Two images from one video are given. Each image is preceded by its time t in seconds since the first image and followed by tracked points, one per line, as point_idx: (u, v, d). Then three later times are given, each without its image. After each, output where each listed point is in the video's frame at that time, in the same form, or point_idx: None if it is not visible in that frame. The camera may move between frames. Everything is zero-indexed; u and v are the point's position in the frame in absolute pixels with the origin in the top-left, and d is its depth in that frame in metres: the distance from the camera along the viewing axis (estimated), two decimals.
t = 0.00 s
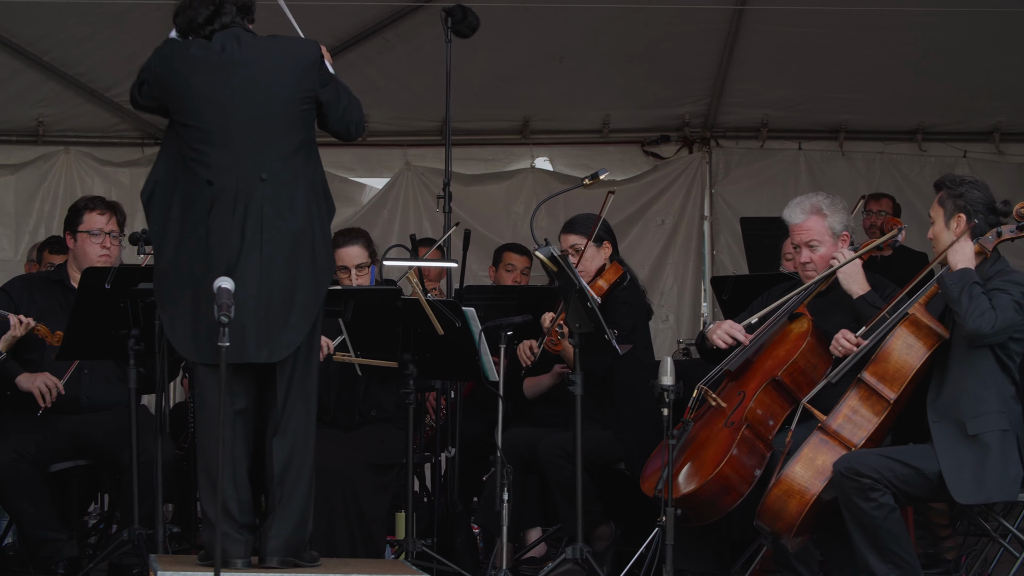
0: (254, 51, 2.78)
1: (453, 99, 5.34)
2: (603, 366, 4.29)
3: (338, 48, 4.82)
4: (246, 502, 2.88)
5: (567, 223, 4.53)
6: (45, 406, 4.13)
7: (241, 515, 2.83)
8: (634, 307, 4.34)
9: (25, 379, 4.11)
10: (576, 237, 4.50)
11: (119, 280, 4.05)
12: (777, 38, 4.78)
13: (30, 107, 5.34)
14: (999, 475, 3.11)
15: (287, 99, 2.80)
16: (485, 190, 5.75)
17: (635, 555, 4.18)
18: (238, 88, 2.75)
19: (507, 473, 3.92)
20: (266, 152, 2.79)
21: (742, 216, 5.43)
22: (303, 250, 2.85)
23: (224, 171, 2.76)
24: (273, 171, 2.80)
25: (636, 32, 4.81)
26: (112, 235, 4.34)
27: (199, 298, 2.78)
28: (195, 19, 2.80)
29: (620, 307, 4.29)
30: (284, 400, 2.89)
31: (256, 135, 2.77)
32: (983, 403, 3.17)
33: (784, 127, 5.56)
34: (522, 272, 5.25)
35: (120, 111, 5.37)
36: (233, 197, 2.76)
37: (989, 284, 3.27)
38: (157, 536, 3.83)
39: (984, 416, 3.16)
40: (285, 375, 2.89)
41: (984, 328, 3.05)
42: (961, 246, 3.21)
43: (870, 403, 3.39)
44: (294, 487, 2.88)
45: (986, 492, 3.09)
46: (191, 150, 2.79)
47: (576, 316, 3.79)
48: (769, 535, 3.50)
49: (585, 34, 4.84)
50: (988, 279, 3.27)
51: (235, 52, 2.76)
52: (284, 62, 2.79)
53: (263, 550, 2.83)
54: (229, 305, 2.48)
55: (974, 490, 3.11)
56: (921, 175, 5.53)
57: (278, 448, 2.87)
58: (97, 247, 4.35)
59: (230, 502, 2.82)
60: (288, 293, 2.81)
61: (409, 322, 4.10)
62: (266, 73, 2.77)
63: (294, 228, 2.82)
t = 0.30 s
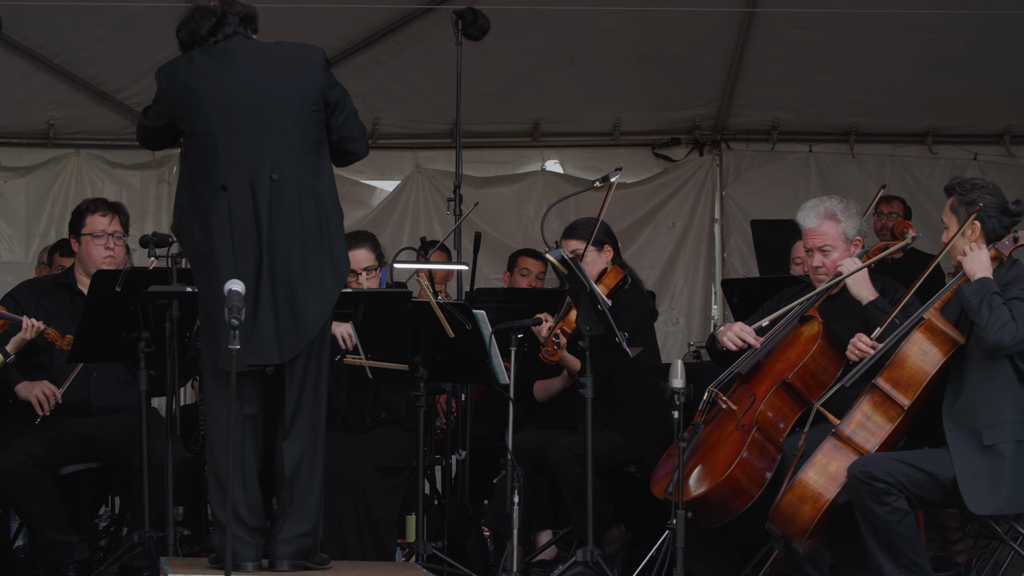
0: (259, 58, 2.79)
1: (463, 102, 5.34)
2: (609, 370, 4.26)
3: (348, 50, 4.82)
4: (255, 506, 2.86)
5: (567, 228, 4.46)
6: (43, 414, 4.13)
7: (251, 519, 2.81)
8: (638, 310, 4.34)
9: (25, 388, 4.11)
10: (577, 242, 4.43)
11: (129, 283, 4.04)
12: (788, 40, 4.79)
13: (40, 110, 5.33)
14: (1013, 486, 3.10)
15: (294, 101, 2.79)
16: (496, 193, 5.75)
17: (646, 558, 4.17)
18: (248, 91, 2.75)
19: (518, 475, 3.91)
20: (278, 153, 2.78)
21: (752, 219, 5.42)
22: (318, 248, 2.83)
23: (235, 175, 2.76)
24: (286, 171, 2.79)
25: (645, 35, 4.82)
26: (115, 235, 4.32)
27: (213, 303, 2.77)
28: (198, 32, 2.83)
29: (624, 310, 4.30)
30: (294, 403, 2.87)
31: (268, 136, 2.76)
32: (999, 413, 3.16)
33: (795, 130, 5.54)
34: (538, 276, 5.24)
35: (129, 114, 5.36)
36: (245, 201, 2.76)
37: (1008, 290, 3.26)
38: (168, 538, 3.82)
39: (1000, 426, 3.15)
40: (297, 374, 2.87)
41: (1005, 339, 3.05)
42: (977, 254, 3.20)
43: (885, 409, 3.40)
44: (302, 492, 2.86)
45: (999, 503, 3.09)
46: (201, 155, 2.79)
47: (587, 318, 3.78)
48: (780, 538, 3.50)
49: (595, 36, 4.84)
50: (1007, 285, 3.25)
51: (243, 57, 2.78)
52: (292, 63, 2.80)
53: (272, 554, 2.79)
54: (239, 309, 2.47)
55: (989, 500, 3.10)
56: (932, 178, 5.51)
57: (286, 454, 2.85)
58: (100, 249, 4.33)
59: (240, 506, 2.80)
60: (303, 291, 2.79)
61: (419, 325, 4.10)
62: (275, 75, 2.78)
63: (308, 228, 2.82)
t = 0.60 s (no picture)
0: (266, 57, 2.71)
1: (474, 109, 5.34)
2: (617, 377, 4.23)
3: (358, 57, 4.83)
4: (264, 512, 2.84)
5: (576, 235, 4.45)
6: (43, 412, 4.16)
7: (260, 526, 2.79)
8: (646, 317, 4.32)
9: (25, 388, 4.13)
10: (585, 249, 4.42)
11: (140, 289, 4.04)
12: (798, 46, 4.79)
13: (52, 116, 5.34)
14: None
15: (300, 103, 2.72)
16: (506, 200, 5.75)
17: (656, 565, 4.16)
18: (254, 97, 2.67)
19: (528, 482, 3.92)
20: (285, 161, 2.72)
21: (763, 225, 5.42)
22: (323, 259, 2.79)
23: (240, 180, 2.70)
24: (291, 180, 2.73)
25: (654, 41, 4.83)
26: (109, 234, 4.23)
27: (217, 310, 2.73)
28: (213, 27, 2.74)
29: (633, 317, 4.27)
30: (302, 408, 2.85)
31: (274, 144, 2.70)
32: (1016, 425, 3.17)
33: (805, 136, 5.54)
34: (546, 282, 5.23)
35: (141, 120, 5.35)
36: (250, 206, 2.70)
37: None
38: (179, 545, 3.81)
39: (1017, 438, 3.16)
40: (304, 382, 2.86)
41: None
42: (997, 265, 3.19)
43: (898, 420, 3.41)
44: (312, 500, 2.84)
45: (1018, 516, 3.09)
46: (206, 159, 2.73)
47: (597, 325, 3.77)
48: (792, 546, 3.51)
49: (606, 42, 4.84)
50: None
51: (249, 59, 2.69)
52: (300, 67, 2.71)
53: (281, 562, 2.78)
54: (249, 315, 2.47)
55: (1006, 513, 3.11)
56: (942, 185, 5.50)
57: (295, 460, 2.83)
58: (95, 249, 4.25)
59: (251, 515, 2.79)
60: (307, 303, 2.74)
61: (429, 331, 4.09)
62: (281, 80, 2.70)
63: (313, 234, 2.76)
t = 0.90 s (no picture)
0: (285, 69, 2.67)
1: (483, 114, 5.34)
2: (629, 382, 4.25)
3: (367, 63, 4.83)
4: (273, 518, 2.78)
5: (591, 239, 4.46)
6: (54, 408, 4.14)
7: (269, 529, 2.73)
8: (658, 322, 4.35)
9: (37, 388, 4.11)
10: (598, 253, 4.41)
11: (148, 295, 4.01)
12: (807, 51, 4.81)
13: (61, 121, 5.33)
14: None
15: (320, 116, 2.69)
16: (515, 206, 5.76)
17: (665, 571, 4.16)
18: (276, 110, 2.64)
19: (538, 487, 3.92)
20: (304, 175, 2.68)
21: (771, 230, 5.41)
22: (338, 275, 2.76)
23: (260, 193, 2.64)
24: (310, 194, 2.70)
25: (663, 47, 4.85)
26: (124, 244, 4.22)
27: (233, 327, 2.65)
28: (231, 29, 2.67)
29: (643, 323, 4.30)
30: (304, 421, 2.76)
31: (294, 158, 2.66)
32: None
33: (813, 141, 5.49)
34: (549, 286, 5.23)
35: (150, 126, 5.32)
36: (271, 219, 2.65)
37: None
38: (188, 551, 3.80)
39: None
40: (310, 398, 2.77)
41: None
42: (1001, 284, 3.17)
43: (910, 430, 3.43)
44: (320, 510, 2.76)
45: None
46: (221, 170, 2.65)
47: (606, 330, 3.75)
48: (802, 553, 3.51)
49: (616, 47, 4.85)
50: None
51: (269, 71, 2.65)
52: (321, 82, 2.69)
53: (290, 562, 2.72)
54: (258, 320, 2.44)
55: (1019, 529, 3.15)
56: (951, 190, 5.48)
57: (301, 470, 2.74)
58: (109, 259, 4.24)
59: (259, 519, 2.73)
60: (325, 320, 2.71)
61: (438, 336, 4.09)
62: (302, 93, 2.66)
63: (331, 248, 2.73)
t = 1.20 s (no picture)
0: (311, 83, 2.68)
1: (491, 119, 5.34)
2: (639, 385, 4.24)
3: (376, 67, 4.84)
4: (283, 525, 2.75)
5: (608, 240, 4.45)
6: (76, 400, 4.16)
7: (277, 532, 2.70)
8: (673, 327, 4.32)
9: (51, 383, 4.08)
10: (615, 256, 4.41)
11: (157, 299, 4.00)
12: (815, 55, 4.81)
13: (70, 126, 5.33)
14: None
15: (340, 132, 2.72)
16: (524, 210, 5.76)
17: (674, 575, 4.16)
18: (302, 120, 2.64)
19: (546, 492, 3.92)
20: (323, 187, 2.70)
21: (780, 235, 5.41)
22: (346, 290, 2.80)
23: (284, 203, 2.64)
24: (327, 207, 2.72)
25: (670, 52, 4.85)
26: (138, 253, 4.23)
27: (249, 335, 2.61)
28: (255, 32, 2.68)
29: (658, 326, 4.28)
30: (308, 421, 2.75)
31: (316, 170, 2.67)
32: None
33: (823, 146, 5.51)
34: (557, 290, 5.24)
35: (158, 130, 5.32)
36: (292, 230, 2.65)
37: None
38: (197, 556, 3.80)
39: None
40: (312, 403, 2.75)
41: None
42: (1007, 296, 3.16)
43: (920, 436, 3.43)
44: (326, 515, 2.78)
45: None
46: (242, 177, 2.61)
47: (615, 335, 3.75)
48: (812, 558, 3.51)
49: (624, 51, 4.85)
50: None
51: (295, 83, 2.66)
52: (341, 96, 2.72)
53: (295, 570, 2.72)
54: (267, 324, 2.41)
55: None
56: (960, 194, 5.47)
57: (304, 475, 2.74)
58: (123, 266, 4.25)
59: (268, 524, 2.69)
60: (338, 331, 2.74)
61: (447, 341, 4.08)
62: (326, 105, 2.68)
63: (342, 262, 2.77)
